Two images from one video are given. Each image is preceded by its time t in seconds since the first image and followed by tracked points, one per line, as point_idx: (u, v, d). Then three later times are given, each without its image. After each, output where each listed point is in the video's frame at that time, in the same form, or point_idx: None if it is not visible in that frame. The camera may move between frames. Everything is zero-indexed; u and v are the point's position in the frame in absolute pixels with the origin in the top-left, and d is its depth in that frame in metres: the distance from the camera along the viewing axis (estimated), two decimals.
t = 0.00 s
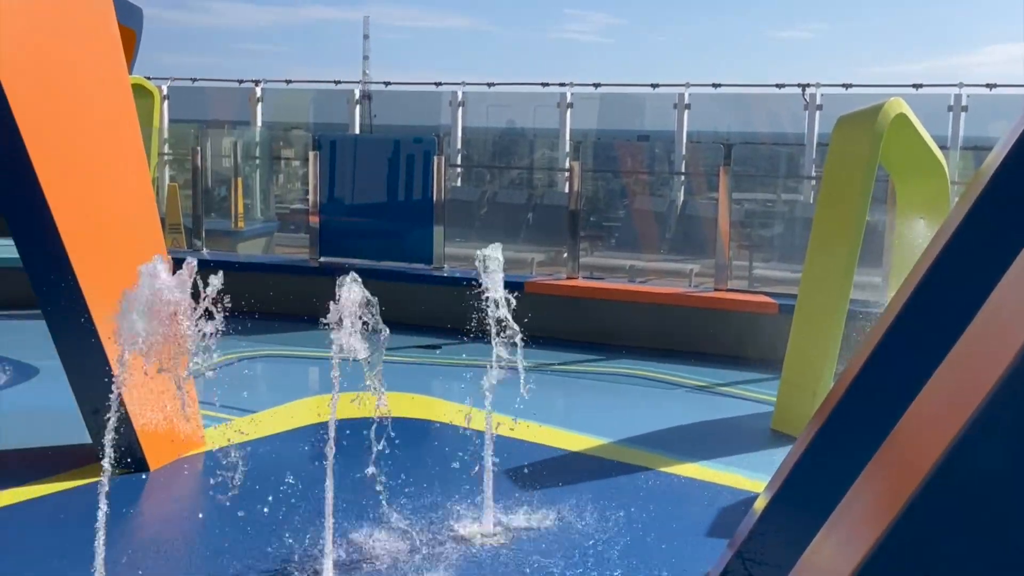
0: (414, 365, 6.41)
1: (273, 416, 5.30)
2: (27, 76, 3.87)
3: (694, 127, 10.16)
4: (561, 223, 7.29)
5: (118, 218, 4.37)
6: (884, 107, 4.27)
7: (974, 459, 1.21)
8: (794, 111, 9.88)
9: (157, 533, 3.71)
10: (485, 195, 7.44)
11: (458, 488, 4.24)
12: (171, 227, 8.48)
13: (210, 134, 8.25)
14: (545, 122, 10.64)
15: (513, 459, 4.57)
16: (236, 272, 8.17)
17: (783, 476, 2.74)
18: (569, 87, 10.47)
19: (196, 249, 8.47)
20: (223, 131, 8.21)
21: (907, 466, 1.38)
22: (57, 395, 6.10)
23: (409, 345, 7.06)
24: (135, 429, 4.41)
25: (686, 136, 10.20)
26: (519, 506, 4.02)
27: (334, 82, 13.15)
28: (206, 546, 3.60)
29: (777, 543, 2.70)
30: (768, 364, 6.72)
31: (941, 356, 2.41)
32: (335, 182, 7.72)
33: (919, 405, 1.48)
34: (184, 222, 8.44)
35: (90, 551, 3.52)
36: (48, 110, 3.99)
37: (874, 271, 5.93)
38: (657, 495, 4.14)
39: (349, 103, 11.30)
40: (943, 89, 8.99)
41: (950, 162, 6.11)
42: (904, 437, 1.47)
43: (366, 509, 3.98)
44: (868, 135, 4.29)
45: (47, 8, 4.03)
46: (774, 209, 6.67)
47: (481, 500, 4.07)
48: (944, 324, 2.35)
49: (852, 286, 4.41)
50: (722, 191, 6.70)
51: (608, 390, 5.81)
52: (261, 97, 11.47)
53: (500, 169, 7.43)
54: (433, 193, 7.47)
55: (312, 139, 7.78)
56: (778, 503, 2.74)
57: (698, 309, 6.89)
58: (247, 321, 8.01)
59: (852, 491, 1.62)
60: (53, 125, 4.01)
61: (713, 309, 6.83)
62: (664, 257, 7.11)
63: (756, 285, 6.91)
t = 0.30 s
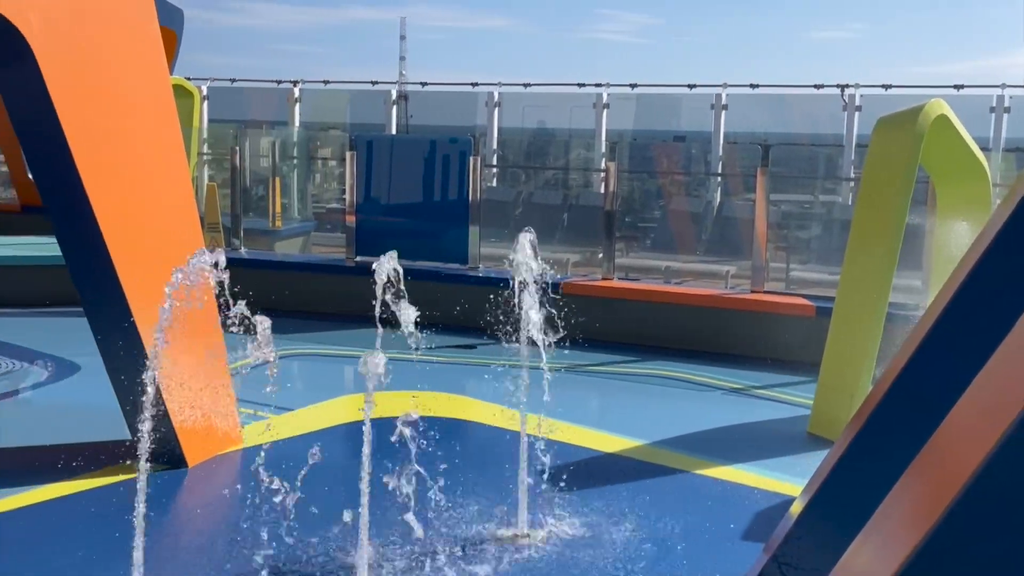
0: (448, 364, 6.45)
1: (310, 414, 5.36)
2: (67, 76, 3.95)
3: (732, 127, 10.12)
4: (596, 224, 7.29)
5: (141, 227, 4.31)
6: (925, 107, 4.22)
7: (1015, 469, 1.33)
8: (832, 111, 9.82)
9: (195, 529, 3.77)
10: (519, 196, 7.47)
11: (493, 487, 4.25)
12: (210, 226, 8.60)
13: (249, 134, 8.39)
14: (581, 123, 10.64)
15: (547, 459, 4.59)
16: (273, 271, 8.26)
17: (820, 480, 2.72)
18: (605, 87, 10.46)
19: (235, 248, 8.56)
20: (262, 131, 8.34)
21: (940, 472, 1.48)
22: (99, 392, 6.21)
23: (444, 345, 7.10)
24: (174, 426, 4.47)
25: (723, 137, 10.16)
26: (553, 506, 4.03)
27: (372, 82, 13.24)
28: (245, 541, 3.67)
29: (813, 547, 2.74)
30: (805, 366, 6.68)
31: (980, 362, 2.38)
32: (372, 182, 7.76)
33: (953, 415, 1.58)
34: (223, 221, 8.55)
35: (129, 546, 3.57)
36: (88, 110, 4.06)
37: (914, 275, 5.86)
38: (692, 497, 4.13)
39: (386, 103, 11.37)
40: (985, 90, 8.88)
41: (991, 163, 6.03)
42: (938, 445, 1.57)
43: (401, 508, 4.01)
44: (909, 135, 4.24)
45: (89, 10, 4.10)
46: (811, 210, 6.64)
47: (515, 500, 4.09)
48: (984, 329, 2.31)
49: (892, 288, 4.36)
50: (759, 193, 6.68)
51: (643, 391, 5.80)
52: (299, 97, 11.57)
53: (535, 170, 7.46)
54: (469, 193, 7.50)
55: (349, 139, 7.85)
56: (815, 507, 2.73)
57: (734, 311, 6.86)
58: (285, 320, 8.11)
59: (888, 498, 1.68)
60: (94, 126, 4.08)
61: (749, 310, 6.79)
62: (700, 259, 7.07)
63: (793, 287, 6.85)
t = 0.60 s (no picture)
0: (485, 364, 6.48)
1: (346, 412, 5.40)
2: (109, 73, 4.02)
3: (770, 128, 10.08)
4: (633, 224, 7.26)
5: (182, 220, 4.38)
6: (969, 108, 4.16)
7: None
8: (873, 112, 9.74)
9: (232, 526, 3.81)
10: (555, 196, 7.47)
11: (528, 488, 4.26)
12: (250, 225, 8.70)
13: (286, 134, 8.47)
14: (618, 123, 10.65)
15: (582, 459, 4.60)
16: (311, 270, 8.34)
17: (858, 483, 2.69)
18: (643, 88, 10.47)
19: (273, 247, 8.64)
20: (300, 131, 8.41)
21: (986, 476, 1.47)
22: (140, 389, 6.30)
23: (480, 345, 7.12)
24: (214, 423, 4.53)
25: (762, 137, 10.12)
26: (588, 507, 4.04)
27: (409, 83, 13.33)
28: (279, 539, 3.70)
29: (851, 553, 2.71)
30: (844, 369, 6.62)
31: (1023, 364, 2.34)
32: (408, 182, 7.79)
33: (997, 419, 1.56)
34: (262, 221, 8.65)
35: (167, 543, 3.62)
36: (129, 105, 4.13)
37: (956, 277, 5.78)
38: (728, 499, 4.11)
39: (423, 104, 11.45)
40: None
41: None
42: (984, 447, 1.55)
43: (437, 507, 4.04)
44: (951, 135, 4.18)
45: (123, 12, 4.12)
46: (850, 212, 6.58)
47: (550, 500, 4.10)
48: None
49: (932, 289, 4.30)
50: (799, 194, 6.63)
51: (679, 393, 5.79)
52: (337, 97, 11.65)
53: (570, 170, 7.47)
54: (505, 193, 7.52)
55: (386, 138, 7.87)
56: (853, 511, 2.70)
57: (772, 313, 6.82)
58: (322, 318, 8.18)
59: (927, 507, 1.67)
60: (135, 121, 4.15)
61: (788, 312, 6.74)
62: (738, 261, 7.05)
63: (832, 289, 6.79)
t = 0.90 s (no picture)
0: (521, 364, 6.49)
1: (383, 411, 5.44)
2: (152, 70, 4.09)
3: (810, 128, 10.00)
4: (670, 224, 7.27)
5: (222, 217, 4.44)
6: (1013, 108, 4.09)
7: None
8: (914, 112, 9.62)
9: (267, 525, 3.83)
10: (592, 196, 7.47)
11: (565, 489, 4.25)
12: (288, 224, 8.79)
13: (325, 135, 8.56)
14: (656, 123, 10.63)
15: (619, 460, 4.59)
16: (349, 269, 8.41)
17: (900, 487, 2.63)
18: (680, 88, 10.44)
19: (311, 246, 8.71)
20: (338, 132, 8.52)
21: None
22: (181, 386, 6.39)
23: (516, 345, 7.14)
24: (253, 422, 4.57)
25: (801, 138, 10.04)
26: (624, 508, 4.03)
27: (445, 83, 13.38)
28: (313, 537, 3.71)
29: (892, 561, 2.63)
30: (885, 372, 6.54)
31: None
32: (445, 182, 7.82)
33: None
34: (300, 220, 8.73)
35: (205, 540, 3.65)
36: (170, 102, 4.19)
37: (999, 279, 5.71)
38: (766, 502, 4.09)
39: (460, 104, 11.50)
40: None
41: None
42: None
43: (473, 507, 4.04)
44: (996, 137, 4.11)
45: (161, 15, 4.17)
46: (891, 213, 6.49)
47: (586, 501, 4.10)
48: None
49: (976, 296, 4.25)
50: (838, 194, 6.59)
51: (717, 395, 5.76)
52: (375, 97, 11.70)
53: (606, 170, 7.48)
54: (542, 193, 7.52)
55: (424, 138, 7.92)
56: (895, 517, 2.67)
57: (812, 315, 6.76)
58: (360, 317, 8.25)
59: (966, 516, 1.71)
60: (176, 118, 4.21)
61: (827, 313, 6.69)
62: (776, 261, 7.01)
63: (872, 291, 6.75)
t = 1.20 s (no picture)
0: (557, 365, 6.50)
1: (418, 411, 5.47)
2: (192, 70, 4.15)
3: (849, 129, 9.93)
4: (707, 226, 7.24)
5: (257, 215, 4.48)
6: None
7: None
8: (957, 111, 9.51)
9: (306, 524, 3.87)
10: (629, 197, 7.44)
11: (601, 491, 4.25)
12: (326, 224, 8.86)
13: (362, 135, 8.58)
14: (693, 124, 10.69)
15: (657, 462, 4.58)
16: (386, 269, 8.47)
17: (939, 493, 2.61)
18: (719, 89, 10.48)
19: (349, 246, 8.80)
20: (376, 132, 8.52)
21: None
22: (220, 384, 6.47)
23: (553, 346, 7.14)
24: (290, 420, 4.63)
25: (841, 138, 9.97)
26: (660, 510, 4.02)
27: (481, 83, 13.46)
28: (350, 535, 3.76)
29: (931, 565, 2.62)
30: (927, 376, 6.46)
31: None
32: (481, 183, 7.84)
33: None
34: (338, 220, 8.81)
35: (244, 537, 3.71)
36: (210, 102, 4.25)
37: None
38: (804, 507, 4.05)
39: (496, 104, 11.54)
40: None
41: None
42: None
43: (509, 507, 4.06)
44: None
45: (200, 16, 4.22)
46: (932, 215, 6.39)
47: (622, 504, 4.09)
48: None
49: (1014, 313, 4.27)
50: (878, 195, 6.53)
51: (754, 397, 5.73)
52: (412, 98, 11.75)
53: (642, 171, 7.45)
54: (578, 194, 7.52)
55: (461, 139, 7.92)
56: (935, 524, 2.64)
57: (852, 317, 6.69)
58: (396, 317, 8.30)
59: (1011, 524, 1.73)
60: (216, 118, 4.27)
61: (868, 316, 6.61)
62: (815, 263, 6.96)
63: (913, 294, 6.66)
